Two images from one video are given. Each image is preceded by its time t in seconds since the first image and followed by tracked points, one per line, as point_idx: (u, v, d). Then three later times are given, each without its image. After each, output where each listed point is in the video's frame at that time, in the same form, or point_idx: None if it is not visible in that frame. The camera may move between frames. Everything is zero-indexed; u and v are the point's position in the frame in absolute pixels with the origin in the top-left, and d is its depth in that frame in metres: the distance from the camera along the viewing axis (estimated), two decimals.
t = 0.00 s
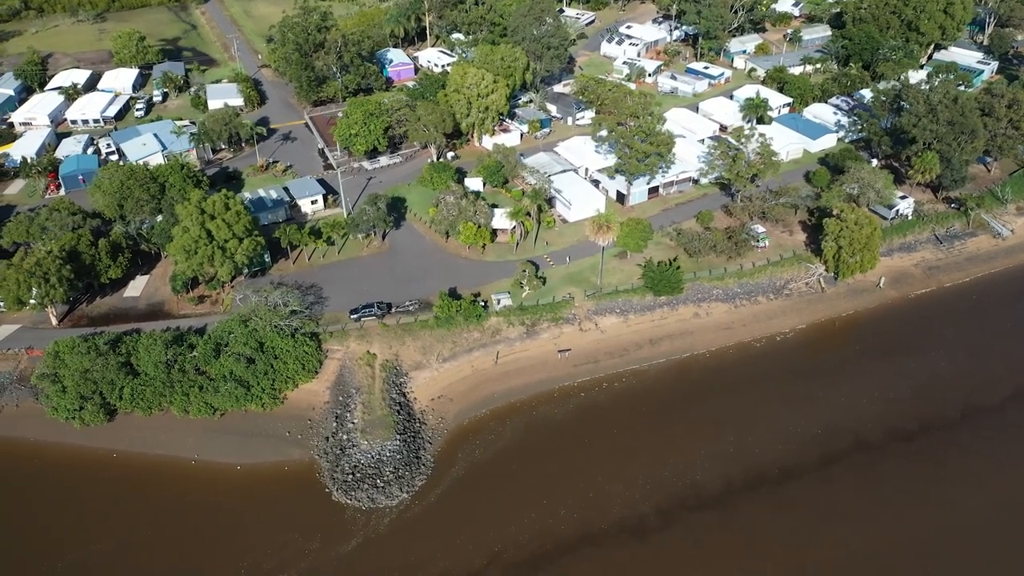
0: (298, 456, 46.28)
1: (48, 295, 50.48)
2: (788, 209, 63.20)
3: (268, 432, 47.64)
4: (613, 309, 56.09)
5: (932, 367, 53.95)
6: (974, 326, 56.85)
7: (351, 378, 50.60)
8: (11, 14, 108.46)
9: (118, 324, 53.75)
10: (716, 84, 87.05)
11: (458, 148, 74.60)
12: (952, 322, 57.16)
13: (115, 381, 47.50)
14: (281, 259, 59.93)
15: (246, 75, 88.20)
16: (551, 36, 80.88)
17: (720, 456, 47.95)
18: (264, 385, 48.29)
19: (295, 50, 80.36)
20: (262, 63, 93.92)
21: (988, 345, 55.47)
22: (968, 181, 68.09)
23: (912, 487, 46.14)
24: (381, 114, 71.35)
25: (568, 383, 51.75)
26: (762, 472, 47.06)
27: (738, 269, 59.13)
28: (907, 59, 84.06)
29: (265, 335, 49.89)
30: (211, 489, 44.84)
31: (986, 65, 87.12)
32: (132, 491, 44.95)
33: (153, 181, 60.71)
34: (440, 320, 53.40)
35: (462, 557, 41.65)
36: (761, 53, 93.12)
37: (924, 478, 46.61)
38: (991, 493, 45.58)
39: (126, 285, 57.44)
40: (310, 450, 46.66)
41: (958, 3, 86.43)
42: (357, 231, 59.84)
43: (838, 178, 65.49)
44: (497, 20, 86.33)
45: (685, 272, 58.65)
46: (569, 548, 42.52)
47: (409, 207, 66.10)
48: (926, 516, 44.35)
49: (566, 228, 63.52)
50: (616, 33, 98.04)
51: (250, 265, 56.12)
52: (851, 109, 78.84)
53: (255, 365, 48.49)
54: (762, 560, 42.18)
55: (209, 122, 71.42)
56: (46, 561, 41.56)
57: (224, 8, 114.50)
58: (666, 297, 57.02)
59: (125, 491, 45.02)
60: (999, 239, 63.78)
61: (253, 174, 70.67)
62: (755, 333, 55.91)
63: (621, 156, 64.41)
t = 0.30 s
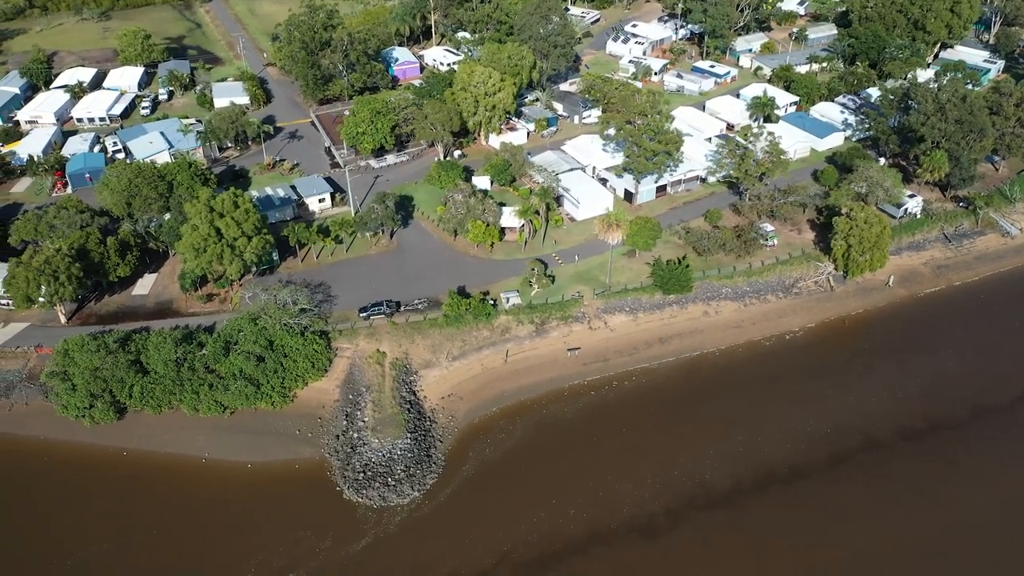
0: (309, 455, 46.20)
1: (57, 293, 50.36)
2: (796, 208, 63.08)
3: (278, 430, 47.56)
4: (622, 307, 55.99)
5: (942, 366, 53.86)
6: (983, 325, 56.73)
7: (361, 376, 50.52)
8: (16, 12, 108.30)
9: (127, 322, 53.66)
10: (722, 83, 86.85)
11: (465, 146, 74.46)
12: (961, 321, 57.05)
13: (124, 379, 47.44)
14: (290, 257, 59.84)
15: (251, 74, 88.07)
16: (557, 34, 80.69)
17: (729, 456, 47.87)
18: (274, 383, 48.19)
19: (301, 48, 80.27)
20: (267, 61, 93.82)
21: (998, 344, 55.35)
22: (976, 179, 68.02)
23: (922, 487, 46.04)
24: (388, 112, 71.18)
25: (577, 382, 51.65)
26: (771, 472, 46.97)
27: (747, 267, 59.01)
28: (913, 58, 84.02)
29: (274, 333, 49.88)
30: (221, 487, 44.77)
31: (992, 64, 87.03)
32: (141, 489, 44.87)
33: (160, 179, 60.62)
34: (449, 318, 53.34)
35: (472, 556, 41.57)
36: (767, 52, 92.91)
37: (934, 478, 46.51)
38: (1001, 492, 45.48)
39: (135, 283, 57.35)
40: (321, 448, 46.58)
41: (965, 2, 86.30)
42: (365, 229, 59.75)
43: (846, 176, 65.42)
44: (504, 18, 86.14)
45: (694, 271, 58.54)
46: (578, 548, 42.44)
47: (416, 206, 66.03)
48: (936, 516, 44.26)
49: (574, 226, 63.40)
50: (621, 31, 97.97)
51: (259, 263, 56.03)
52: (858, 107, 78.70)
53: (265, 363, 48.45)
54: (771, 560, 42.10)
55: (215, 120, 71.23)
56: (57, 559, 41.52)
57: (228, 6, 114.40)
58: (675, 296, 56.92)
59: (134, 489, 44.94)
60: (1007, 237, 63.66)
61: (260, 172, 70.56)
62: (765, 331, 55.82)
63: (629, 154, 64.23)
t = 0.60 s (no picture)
0: (320, 453, 46.15)
1: (67, 292, 50.25)
2: (805, 206, 62.97)
3: (289, 429, 47.48)
4: (632, 306, 55.92)
5: (952, 365, 53.76)
6: (994, 324, 56.60)
7: (371, 375, 50.46)
8: (20, 10, 108.18)
9: (136, 320, 53.57)
10: (728, 82, 86.70)
11: (473, 145, 74.39)
12: (972, 320, 56.94)
13: (135, 377, 47.34)
14: (298, 255, 59.74)
15: (257, 72, 88.00)
16: (564, 33, 80.55)
17: (740, 455, 47.79)
18: (285, 382, 48.10)
19: (308, 47, 79.69)
20: (273, 59, 93.78)
21: (1008, 343, 55.23)
22: (985, 178, 67.94)
23: (933, 486, 45.96)
24: (396, 110, 71.06)
25: (588, 380, 51.59)
26: (781, 472, 46.88)
27: (757, 266, 58.92)
28: (921, 57, 83.93)
29: (285, 331, 49.85)
30: (231, 486, 44.67)
31: (999, 63, 86.88)
32: (148, 488, 44.76)
33: (169, 177, 60.52)
34: (459, 317, 53.35)
35: (483, 555, 41.49)
36: (773, 51, 92.80)
37: (945, 478, 46.41)
38: (1013, 492, 45.39)
39: (144, 281, 57.27)
40: (332, 446, 46.51)
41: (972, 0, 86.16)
42: (374, 228, 59.71)
43: (855, 175, 65.32)
44: (510, 16, 85.67)
45: (703, 270, 58.46)
46: (589, 547, 42.35)
47: (424, 204, 65.94)
48: (947, 516, 44.17)
49: (583, 225, 63.34)
50: (626, 30, 97.88)
51: (268, 262, 55.93)
52: (865, 106, 78.45)
53: (276, 361, 48.39)
54: (782, 560, 42.02)
55: (223, 119, 71.14)
56: (59, 559, 41.34)
57: (233, 5, 114.29)
58: (685, 295, 56.86)
59: (142, 488, 44.83)
60: (1017, 236, 63.54)
61: (268, 171, 70.45)
62: (775, 331, 55.73)
63: (638, 153, 64.14)
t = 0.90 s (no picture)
0: (333, 451, 46.09)
1: (78, 290, 50.17)
2: (815, 205, 62.86)
3: (300, 427, 47.44)
4: (643, 304, 55.85)
5: (964, 364, 53.66)
6: (1005, 323, 56.49)
7: (383, 373, 50.39)
8: (25, 9, 108.06)
9: (147, 319, 53.49)
10: (736, 80, 86.54)
11: (481, 143, 74.33)
12: (983, 319, 56.82)
13: (147, 376, 47.26)
14: (308, 254, 59.71)
15: (264, 70, 87.90)
16: (572, 32, 80.42)
17: (751, 455, 47.72)
18: (297, 380, 48.05)
19: (315, 45, 79.94)
20: (279, 58, 93.70)
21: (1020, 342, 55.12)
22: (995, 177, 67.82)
23: (945, 486, 45.89)
24: (404, 109, 70.85)
25: (600, 379, 51.53)
26: (793, 471, 46.82)
27: (767, 265, 58.83)
28: (928, 56, 83.82)
29: (296, 329, 49.78)
30: (244, 484, 44.59)
31: (1007, 62, 86.67)
32: (156, 488, 44.65)
33: (179, 175, 60.42)
34: (470, 315, 53.26)
35: (495, 555, 41.42)
36: (780, 50, 92.65)
37: (957, 478, 46.35)
38: None
39: (153, 280, 57.22)
40: (345, 445, 46.45)
41: None
42: (384, 226, 59.62)
43: (865, 174, 65.23)
44: (518, 15, 85.44)
45: (714, 269, 58.39)
46: (601, 547, 42.29)
47: (433, 203, 65.84)
48: (959, 516, 44.08)
49: (593, 223, 63.26)
50: (633, 29, 97.75)
51: (278, 260, 55.87)
52: (873, 105, 78.20)
53: (288, 359, 48.32)
54: (795, 560, 41.97)
55: (231, 117, 71.04)
56: (59, 558, 41.22)
57: (238, 3, 114.20)
58: (696, 293, 56.80)
59: (148, 487, 44.71)
60: None
61: (276, 169, 70.39)
62: (786, 329, 55.65)
63: (648, 151, 64.03)
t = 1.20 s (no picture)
0: (347, 450, 46.01)
1: (90, 288, 50.07)
2: (826, 204, 62.80)
3: (314, 426, 47.36)
4: (655, 303, 55.76)
5: (977, 363, 53.46)
6: (1018, 322, 56.36)
7: (396, 372, 50.31)
8: (31, 7, 108.03)
9: (158, 317, 53.40)
10: (743, 79, 86.44)
11: (489, 142, 74.26)
12: (995, 318, 56.69)
13: (160, 374, 47.14)
14: (318, 253, 59.63)
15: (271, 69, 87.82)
16: (580, 30, 80.29)
17: (764, 455, 47.62)
18: (309, 379, 47.99)
19: (323, 44, 79.87)
20: (286, 57, 93.63)
21: None
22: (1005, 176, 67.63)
23: (958, 486, 45.80)
24: (413, 107, 70.70)
25: (613, 378, 51.45)
26: (806, 471, 46.75)
27: (779, 264, 58.74)
28: (936, 55, 83.80)
29: (309, 328, 49.68)
30: (256, 483, 44.50)
31: (1015, 61, 86.53)
32: (165, 487, 44.56)
33: (189, 174, 60.31)
34: (482, 314, 53.19)
35: (508, 555, 41.32)
36: (787, 49, 92.63)
37: (970, 478, 46.25)
38: None
39: (164, 278, 57.16)
40: (359, 444, 46.38)
41: None
42: (394, 225, 59.52)
43: (875, 173, 65.14)
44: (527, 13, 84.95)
45: (726, 267, 58.31)
46: (614, 547, 42.21)
47: (443, 201, 65.75)
48: (974, 516, 43.95)
49: (603, 222, 63.19)
50: (640, 27, 97.68)
51: (289, 259, 55.77)
52: (881, 104, 78.05)
53: (300, 358, 48.24)
54: (808, 560, 41.89)
55: (240, 116, 70.95)
56: (60, 558, 41.09)
57: (244, 2, 114.15)
58: (708, 292, 56.69)
59: (157, 485, 44.68)
60: None
61: (285, 168, 70.30)
62: (798, 328, 55.54)
63: (658, 150, 63.73)
